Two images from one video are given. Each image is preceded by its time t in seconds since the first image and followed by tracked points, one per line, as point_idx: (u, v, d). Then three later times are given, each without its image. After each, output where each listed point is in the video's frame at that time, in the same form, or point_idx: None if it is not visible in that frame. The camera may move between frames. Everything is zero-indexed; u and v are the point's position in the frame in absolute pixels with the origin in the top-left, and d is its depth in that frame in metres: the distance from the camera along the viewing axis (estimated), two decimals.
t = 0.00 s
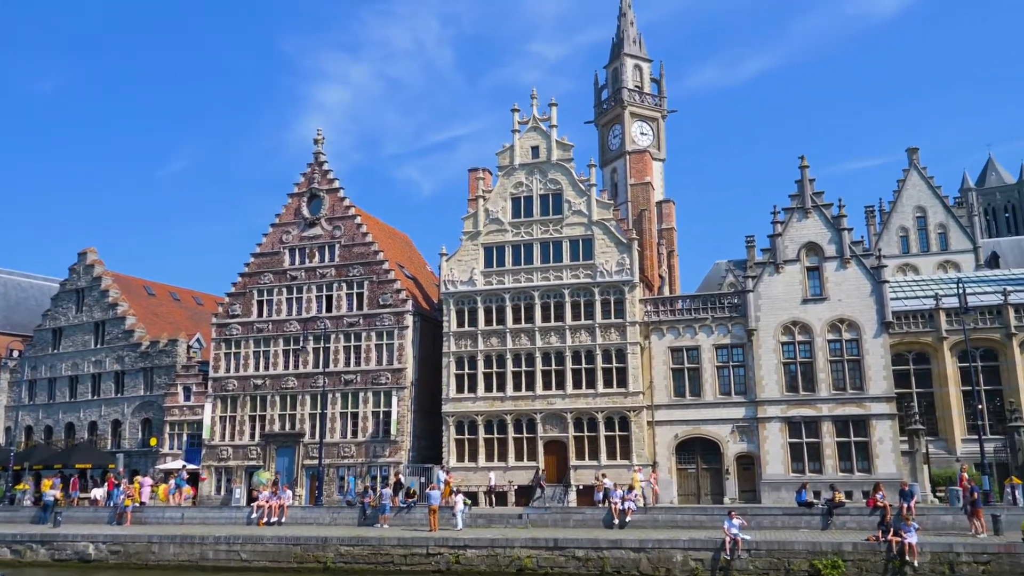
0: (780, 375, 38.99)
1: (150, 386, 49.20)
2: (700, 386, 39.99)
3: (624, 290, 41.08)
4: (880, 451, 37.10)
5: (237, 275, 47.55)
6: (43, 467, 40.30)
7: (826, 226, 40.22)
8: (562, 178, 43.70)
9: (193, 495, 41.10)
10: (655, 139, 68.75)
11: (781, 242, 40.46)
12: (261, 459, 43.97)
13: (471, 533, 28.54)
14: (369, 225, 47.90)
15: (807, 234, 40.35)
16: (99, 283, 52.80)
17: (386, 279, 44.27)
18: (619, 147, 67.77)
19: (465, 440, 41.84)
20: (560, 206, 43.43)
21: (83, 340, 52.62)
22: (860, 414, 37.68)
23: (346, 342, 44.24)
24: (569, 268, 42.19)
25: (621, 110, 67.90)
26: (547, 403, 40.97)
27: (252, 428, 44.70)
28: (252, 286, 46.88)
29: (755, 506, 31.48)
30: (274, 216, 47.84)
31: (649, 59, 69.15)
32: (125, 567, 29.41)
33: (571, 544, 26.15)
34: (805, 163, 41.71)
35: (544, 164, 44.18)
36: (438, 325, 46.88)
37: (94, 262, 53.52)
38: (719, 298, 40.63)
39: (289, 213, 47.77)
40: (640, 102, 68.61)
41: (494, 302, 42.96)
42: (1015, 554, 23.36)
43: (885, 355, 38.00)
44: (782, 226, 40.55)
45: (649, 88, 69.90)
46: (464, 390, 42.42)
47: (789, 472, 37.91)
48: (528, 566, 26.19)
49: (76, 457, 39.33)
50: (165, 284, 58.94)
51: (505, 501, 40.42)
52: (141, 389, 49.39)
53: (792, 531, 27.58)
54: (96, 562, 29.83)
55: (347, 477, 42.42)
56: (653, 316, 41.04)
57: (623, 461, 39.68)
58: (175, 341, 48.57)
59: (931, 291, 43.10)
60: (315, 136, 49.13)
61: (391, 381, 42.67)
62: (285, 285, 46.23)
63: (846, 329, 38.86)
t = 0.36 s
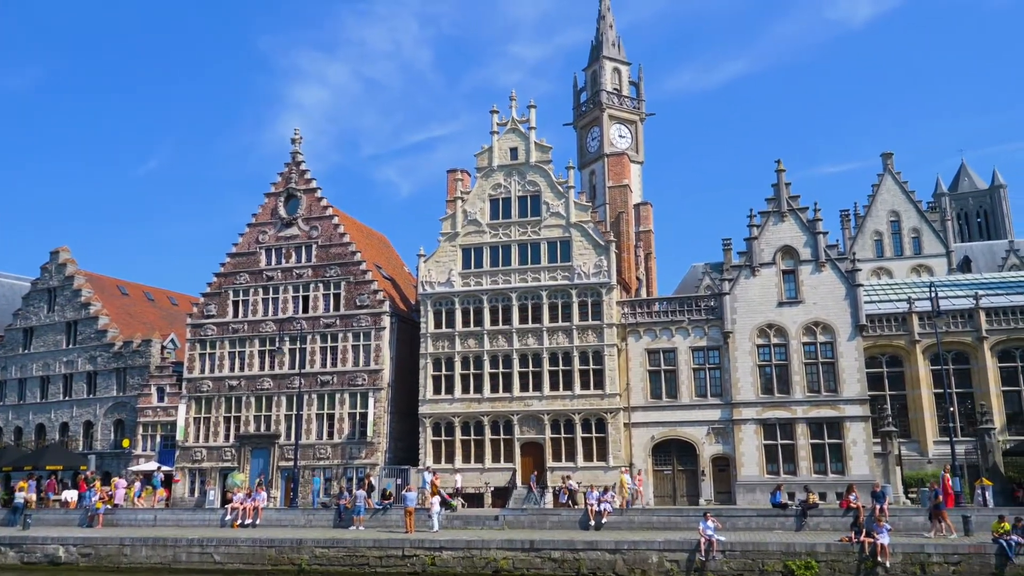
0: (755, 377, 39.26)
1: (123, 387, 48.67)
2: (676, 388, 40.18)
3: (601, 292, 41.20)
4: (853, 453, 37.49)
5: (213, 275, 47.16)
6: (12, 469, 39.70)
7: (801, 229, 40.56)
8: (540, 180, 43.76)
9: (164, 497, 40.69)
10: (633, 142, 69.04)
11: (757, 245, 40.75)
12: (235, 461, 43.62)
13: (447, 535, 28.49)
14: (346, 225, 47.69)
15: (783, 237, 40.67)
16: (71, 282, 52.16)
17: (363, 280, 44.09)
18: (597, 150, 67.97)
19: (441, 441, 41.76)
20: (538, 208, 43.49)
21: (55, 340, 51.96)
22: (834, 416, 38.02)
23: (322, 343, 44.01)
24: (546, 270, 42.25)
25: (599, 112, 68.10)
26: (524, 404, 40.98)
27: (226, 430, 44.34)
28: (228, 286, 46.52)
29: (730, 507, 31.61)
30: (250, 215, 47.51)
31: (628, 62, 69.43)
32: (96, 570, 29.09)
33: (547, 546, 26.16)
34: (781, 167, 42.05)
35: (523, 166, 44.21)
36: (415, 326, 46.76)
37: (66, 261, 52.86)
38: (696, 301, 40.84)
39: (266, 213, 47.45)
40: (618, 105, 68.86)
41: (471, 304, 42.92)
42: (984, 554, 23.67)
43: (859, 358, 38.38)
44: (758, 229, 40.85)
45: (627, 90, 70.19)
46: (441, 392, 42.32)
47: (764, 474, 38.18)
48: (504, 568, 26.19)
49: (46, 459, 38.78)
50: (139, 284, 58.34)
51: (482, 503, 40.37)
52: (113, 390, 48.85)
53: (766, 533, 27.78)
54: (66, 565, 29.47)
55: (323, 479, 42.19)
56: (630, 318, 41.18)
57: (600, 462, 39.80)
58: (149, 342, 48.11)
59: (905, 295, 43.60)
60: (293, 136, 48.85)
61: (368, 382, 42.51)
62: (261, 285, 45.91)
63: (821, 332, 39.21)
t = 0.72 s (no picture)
0: (730, 380, 39.53)
1: (94, 387, 48.07)
2: (652, 390, 40.36)
3: (578, 294, 41.31)
4: (826, 455, 37.85)
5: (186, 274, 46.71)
6: None
7: (776, 233, 40.90)
8: (518, 182, 43.80)
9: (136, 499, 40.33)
10: (610, 144, 69.29)
11: (732, 248, 41.04)
12: (208, 462, 43.20)
13: (422, 537, 28.40)
14: (322, 225, 47.45)
15: (758, 241, 40.99)
16: (42, 281, 51.42)
17: (339, 280, 43.88)
18: (575, 152, 68.15)
19: (417, 443, 41.63)
20: (515, 210, 43.53)
21: (24, 339, 51.19)
22: (807, 418, 38.36)
23: (297, 344, 43.73)
24: (523, 272, 42.28)
25: (577, 115, 68.26)
26: (499, 406, 40.96)
27: (199, 431, 43.92)
28: (202, 286, 46.10)
29: (704, 509, 31.75)
30: (225, 215, 47.11)
31: (606, 65, 69.69)
32: (65, 573, 28.68)
33: (522, 547, 26.14)
34: (756, 170, 42.39)
35: (500, 167, 44.23)
36: (391, 327, 46.61)
37: (36, 260, 52.11)
38: (672, 303, 41.05)
39: (241, 212, 47.09)
40: (596, 108, 69.09)
41: (448, 305, 42.84)
42: (953, 555, 23.97)
43: (832, 361, 38.76)
44: (733, 233, 41.16)
45: (605, 93, 70.45)
46: (416, 393, 42.20)
47: (738, 476, 38.42)
48: (478, 570, 26.14)
49: (15, 461, 38.18)
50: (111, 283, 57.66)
51: (457, 505, 40.29)
52: (84, 390, 48.23)
53: (740, 534, 27.96)
54: (33, 568, 29.01)
55: (297, 481, 41.92)
56: (606, 320, 41.31)
57: (575, 464, 39.88)
58: (121, 342, 47.58)
59: (877, 298, 44.08)
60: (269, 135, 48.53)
61: (343, 384, 42.29)
62: (235, 285, 45.55)
63: (795, 335, 39.55)
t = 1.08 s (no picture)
0: (703, 382, 39.75)
1: (62, 387, 47.40)
2: (626, 393, 40.49)
3: (553, 296, 41.37)
4: (798, 458, 38.14)
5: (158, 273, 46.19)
6: None
7: (750, 238, 41.21)
8: (494, 184, 43.79)
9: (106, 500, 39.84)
10: (587, 147, 69.49)
11: (707, 252, 41.28)
12: (179, 464, 42.73)
13: (395, 539, 28.27)
14: (297, 225, 47.14)
15: (732, 245, 41.27)
16: (10, 279, 50.62)
17: (313, 281, 43.62)
18: (552, 154, 68.28)
19: (391, 444, 41.45)
20: (492, 212, 43.51)
21: None
22: (779, 421, 38.67)
23: (270, 344, 43.39)
24: (499, 274, 42.27)
25: (554, 117, 68.39)
26: (474, 408, 40.90)
27: (170, 432, 43.44)
28: (174, 285, 45.62)
29: (678, 512, 31.87)
30: (198, 214, 46.65)
31: (583, 68, 69.92)
32: None
33: (495, 550, 26.12)
34: (731, 175, 42.70)
35: (477, 169, 44.21)
36: (366, 328, 46.42)
37: (4, 258, 51.29)
38: (647, 306, 41.22)
39: (214, 211, 46.66)
40: (573, 111, 69.26)
41: (423, 306, 42.71)
42: (921, 557, 24.25)
43: (804, 364, 39.10)
44: (708, 237, 41.41)
45: (582, 96, 70.67)
46: (391, 395, 42.03)
47: (711, 478, 38.63)
48: (451, 572, 26.06)
49: None
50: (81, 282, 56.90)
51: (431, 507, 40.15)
52: (52, 390, 47.54)
53: (712, 536, 28.10)
54: None
55: (269, 482, 41.58)
56: (581, 322, 41.42)
57: (549, 466, 39.91)
58: (91, 342, 46.98)
59: (849, 303, 44.51)
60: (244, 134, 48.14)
61: (317, 385, 42.02)
62: (208, 285, 45.12)
63: (768, 339, 39.87)
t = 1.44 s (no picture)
0: (678, 385, 39.94)
1: (31, 388, 46.71)
2: (601, 396, 40.58)
3: (529, 298, 41.40)
4: (770, 461, 38.40)
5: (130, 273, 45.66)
6: None
7: (725, 242, 41.48)
8: (471, 186, 43.77)
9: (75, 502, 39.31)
10: (564, 150, 69.63)
11: (683, 256, 41.49)
12: (150, 465, 42.24)
13: (368, 542, 28.11)
14: (272, 225, 46.80)
15: (707, 249, 41.52)
16: None
17: (288, 282, 43.33)
18: (529, 157, 68.37)
19: (365, 446, 41.24)
20: (468, 213, 43.46)
21: None
22: (752, 424, 38.93)
23: (244, 345, 43.02)
24: (475, 275, 42.21)
25: (532, 120, 68.46)
26: (449, 410, 40.81)
27: (140, 433, 42.93)
28: (146, 285, 45.11)
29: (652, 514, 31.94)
30: (172, 213, 46.16)
31: (561, 71, 70.08)
32: None
33: (469, 552, 26.05)
34: (707, 179, 42.98)
35: (454, 171, 44.16)
36: (340, 329, 46.16)
37: None
38: (622, 309, 41.35)
39: (188, 210, 46.19)
40: (551, 113, 69.39)
41: (398, 308, 42.53)
42: (891, 560, 24.52)
43: (778, 368, 39.41)
44: (684, 241, 41.65)
45: (560, 99, 70.84)
46: (365, 397, 41.82)
47: (684, 481, 38.80)
48: (424, 575, 25.96)
49: None
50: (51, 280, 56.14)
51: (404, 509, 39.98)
52: (20, 391, 46.84)
53: (685, 539, 28.21)
54: None
55: (241, 484, 41.21)
56: (557, 325, 41.50)
57: (524, 468, 39.91)
58: (60, 341, 46.37)
59: (822, 307, 44.90)
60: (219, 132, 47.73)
61: (291, 386, 41.72)
62: (181, 285, 44.66)
63: (742, 342, 40.15)
